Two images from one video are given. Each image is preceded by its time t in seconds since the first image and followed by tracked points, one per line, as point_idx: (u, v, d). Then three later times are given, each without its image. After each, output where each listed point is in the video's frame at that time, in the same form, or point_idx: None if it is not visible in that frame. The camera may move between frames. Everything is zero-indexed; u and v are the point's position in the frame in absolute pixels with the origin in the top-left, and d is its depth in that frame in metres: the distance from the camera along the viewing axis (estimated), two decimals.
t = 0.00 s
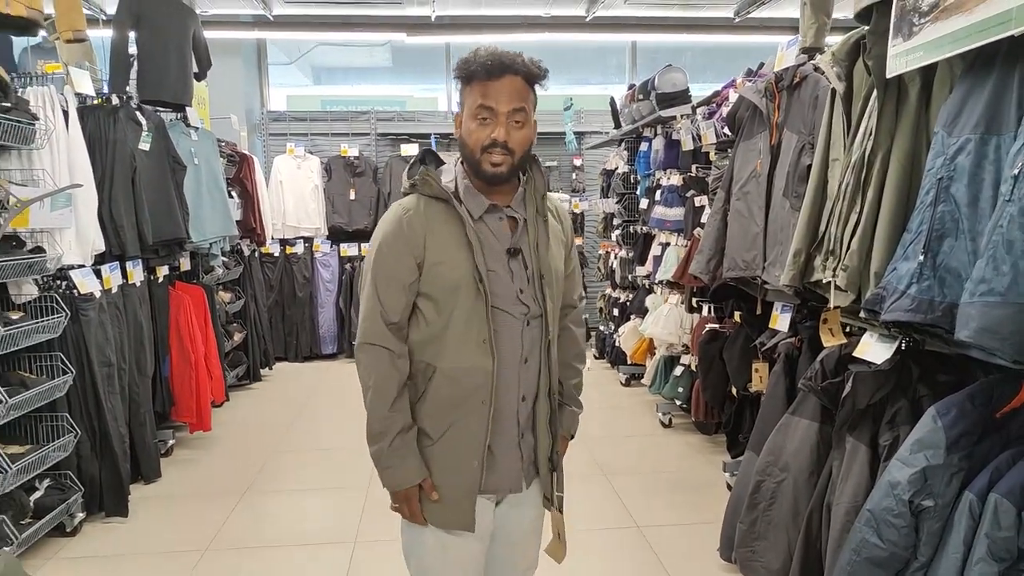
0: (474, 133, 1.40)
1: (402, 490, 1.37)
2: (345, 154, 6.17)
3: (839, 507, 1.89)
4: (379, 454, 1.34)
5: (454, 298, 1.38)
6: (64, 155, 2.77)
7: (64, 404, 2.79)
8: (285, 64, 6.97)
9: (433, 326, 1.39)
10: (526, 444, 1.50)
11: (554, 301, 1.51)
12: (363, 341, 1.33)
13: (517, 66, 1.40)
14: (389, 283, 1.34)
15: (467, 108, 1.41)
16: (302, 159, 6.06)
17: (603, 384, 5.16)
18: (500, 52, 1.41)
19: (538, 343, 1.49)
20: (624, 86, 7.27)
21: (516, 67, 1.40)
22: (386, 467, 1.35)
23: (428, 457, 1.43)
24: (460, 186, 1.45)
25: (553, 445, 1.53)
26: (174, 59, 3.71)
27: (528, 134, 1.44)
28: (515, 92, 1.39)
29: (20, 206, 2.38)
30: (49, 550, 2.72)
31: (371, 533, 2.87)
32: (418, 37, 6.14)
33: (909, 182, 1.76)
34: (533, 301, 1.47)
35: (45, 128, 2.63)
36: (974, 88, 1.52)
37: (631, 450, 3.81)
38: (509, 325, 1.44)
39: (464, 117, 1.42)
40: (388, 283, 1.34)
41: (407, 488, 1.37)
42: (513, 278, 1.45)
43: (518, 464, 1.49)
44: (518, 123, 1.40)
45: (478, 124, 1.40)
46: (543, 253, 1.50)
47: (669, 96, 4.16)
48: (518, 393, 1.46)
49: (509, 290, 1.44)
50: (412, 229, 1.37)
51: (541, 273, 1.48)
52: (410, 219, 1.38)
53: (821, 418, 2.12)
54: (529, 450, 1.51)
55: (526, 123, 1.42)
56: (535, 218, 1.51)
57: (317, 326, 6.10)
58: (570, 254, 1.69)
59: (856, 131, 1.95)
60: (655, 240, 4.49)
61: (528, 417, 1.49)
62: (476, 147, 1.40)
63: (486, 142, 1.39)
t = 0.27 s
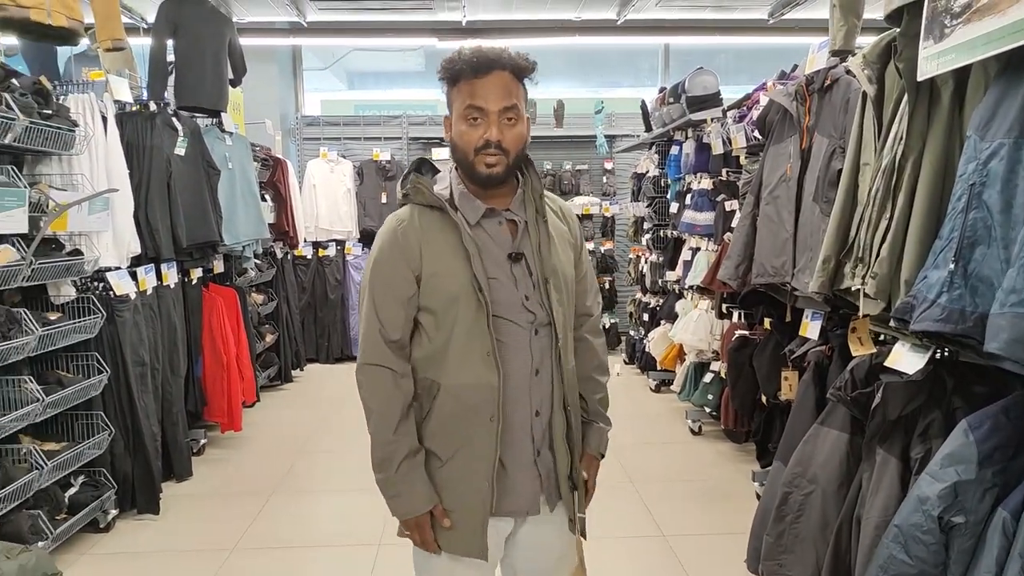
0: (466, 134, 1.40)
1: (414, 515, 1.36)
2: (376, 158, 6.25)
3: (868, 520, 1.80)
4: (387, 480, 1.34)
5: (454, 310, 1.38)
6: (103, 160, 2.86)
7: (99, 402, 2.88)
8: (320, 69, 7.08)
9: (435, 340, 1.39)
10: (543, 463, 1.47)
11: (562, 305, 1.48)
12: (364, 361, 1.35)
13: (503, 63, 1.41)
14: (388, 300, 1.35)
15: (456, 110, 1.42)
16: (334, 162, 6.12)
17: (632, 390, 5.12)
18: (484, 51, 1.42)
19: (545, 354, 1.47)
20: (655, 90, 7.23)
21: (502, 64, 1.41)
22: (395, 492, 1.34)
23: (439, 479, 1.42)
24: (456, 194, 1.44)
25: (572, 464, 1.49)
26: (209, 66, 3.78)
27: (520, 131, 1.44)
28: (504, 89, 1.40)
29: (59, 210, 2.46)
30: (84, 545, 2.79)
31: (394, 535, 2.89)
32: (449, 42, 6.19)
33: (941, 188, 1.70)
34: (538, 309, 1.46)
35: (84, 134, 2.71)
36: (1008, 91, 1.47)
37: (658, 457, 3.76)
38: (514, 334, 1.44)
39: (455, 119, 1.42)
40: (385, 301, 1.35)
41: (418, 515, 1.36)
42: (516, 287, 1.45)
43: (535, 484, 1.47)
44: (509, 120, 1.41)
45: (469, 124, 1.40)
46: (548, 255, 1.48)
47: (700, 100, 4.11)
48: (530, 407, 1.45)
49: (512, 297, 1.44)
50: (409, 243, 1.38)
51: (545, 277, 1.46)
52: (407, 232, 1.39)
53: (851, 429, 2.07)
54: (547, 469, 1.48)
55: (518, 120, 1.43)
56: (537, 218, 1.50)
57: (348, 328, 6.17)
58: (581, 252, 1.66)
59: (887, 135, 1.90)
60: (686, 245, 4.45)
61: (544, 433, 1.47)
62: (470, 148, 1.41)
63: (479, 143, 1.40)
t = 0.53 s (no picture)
0: (452, 138, 1.41)
1: (402, 526, 1.35)
2: (396, 161, 6.29)
3: (879, 526, 1.77)
4: (372, 494, 1.33)
5: (440, 316, 1.39)
6: (124, 162, 2.91)
7: (117, 400, 2.92)
8: (342, 73, 7.19)
9: (421, 347, 1.40)
10: (540, 474, 1.46)
11: (555, 308, 1.45)
12: (349, 370, 1.35)
13: (487, 63, 1.40)
14: (373, 307, 1.36)
15: (441, 113, 1.42)
16: (354, 165, 6.16)
17: (648, 394, 5.09)
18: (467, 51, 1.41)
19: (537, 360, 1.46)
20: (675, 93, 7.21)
21: (486, 64, 1.40)
22: (382, 502, 1.33)
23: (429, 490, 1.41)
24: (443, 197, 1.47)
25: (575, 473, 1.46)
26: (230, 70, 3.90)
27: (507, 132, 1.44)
28: (489, 90, 1.39)
29: (79, 211, 2.52)
30: (101, 539, 2.85)
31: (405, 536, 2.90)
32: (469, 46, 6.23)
33: (956, 192, 1.67)
34: (528, 314, 1.46)
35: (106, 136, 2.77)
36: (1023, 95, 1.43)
37: (672, 462, 3.73)
38: (502, 340, 1.44)
39: (440, 123, 1.43)
40: (370, 308, 1.36)
41: (407, 525, 1.35)
42: (505, 291, 1.45)
43: (529, 495, 1.45)
44: (496, 123, 1.41)
45: (455, 128, 1.41)
46: (540, 256, 1.46)
47: (719, 103, 4.07)
48: (522, 415, 1.45)
49: (500, 302, 1.45)
50: (394, 249, 1.39)
51: (535, 280, 1.44)
52: (392, 239, 1.40)
53: (863, 434, 2.03)
54: (544, 481, 1.46)
55: (505, 122, 1.43)
56: (528, 216, 1.48)
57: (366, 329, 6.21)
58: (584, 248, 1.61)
59: (902, 138, 1.86)
60: (703, 249, 4.41)
61: (538, 443, 1.46)
62: (457, 153, 1.41)
63: (465, 147, 1.40)
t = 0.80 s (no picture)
0: (470, 161, 1.32)
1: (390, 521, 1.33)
2: (404, 164, 6.32)
3: (883, 528, 1.75)
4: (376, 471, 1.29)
5: (443, 322, 1.36)
6: (131, 166, 2.94)
7: (126, 402, 2.95)
8: (349, 76, 7.24)
9: (425, 350, 1.38)
10: (544, 484, 1.41)
11: (567, 319, 1.35)
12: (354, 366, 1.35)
13: (504, 79, 1.29)
14: (377, 309, 1.34)
15: (457, 133, 1.33)
16: (362, 169, 6.20)
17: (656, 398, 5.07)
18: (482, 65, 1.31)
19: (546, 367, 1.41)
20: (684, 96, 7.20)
21: (503, 80, 1.29)
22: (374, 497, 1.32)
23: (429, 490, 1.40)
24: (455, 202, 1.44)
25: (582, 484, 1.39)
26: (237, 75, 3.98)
27: (528, 147, 1.35)
28: (507, 110, 1.29)
29: (86, 215, 2.54)
30: (109, 540, 2.87)
31: (410, 538, 2.91)
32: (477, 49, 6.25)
33: (961, 194, 1.65)
34: (534, 321, 1.40)
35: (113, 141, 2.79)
36: None
37: (679, 465, 3.71)
38: (507, 346, 1.40)
39: (458, 144, 1.34)
40: (371, 309, 1.34)
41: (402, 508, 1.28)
42: (513, 297, 1.40)
43: (532, 505, 1.41)
44: (517, 145, 1.32)
45: (474, 152, 1.32)
46: (553, 264, 1.37)
47: (727, 105, 4.03)
48: (526, 424, 1.40)
49: (507, 308, 1.40)
50: (398, 249, 1.37)
51: (544, 289, 1.36)
52: (398, 239, 1.38)
53: (868, 436, 2.00)
54: (548, 493, 1.41)
55: (526, 142, 1.33)
56: (544, 221, 1.38)
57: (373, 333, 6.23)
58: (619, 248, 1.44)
59: (906, 140, 1.85)
60: (710, 252, 4.40)
61: (544, 454, 1.41)
62: (475, 175, 1.33)
63: (484, 172, 1.32)
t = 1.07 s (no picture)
0: (499, 183, 1.30)
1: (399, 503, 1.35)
2: (406, 166, 6.34)
3: (879, 529, 1.74)
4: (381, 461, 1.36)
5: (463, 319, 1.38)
6: (132, 167, 2.96)
7: (126, 402, 2.97)
8: (352, 78, 7.30)
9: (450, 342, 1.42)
10: (557, 489, 1.40)
11: (585, 324, 1.34)
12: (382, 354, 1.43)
13: (534, 112, 1.23)
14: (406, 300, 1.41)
15: (487, 159, 1.30)
16: (364, 170, 6.22)
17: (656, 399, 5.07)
18: (513, 95, 1.24)
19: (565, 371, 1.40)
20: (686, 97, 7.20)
21: (533, 115, 1.23)
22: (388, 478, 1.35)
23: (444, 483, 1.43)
24: (485, 203, 1.44)
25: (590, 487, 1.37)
26: (239, 76, 3.99)
27: (559, 170, 1.31)
28: (536, 147, 1.24)
29: (87, 216, 2.56)
30: (109, 539, 2.88)
31: (409, 539, 2.91)
32: (479, 51, 6.27)
33: (956, 196, 1.64)
34: (553, 324, 1.40)
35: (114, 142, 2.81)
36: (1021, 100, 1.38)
37: (678, 466, 3.71)
38: (524, 347, 1.40)
39: (488, 165, 1.30)
40: (403, 296, 1.42)
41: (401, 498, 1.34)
42: (535, 299, 1.40)
43: (543, 509, 1.39)
44: (547, 171, 1.28)
45: (503, 176, 1.29)
46: (576, 270, 1.35)
47: (728, 108, 4.04)
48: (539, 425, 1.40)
49: (528, 309, 1.40)
50: (430, 242, 1.42)
51: (564, 294, 1.35)
52: (429, 233, 1.42)
53: (865, 438, 1.99)
54: (560, 499, 1.39)
55: (556, 165, 1.29)
56: (570, 230, 1.36)
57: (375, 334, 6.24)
58: (657, 257, 1.40)
59: (902, 142, 1.85)
60: (711, 253, 4.40)
61: (556, 458, 1.40)
62: (505, 197, 1.32)
63: (513, 195, 1.30)
